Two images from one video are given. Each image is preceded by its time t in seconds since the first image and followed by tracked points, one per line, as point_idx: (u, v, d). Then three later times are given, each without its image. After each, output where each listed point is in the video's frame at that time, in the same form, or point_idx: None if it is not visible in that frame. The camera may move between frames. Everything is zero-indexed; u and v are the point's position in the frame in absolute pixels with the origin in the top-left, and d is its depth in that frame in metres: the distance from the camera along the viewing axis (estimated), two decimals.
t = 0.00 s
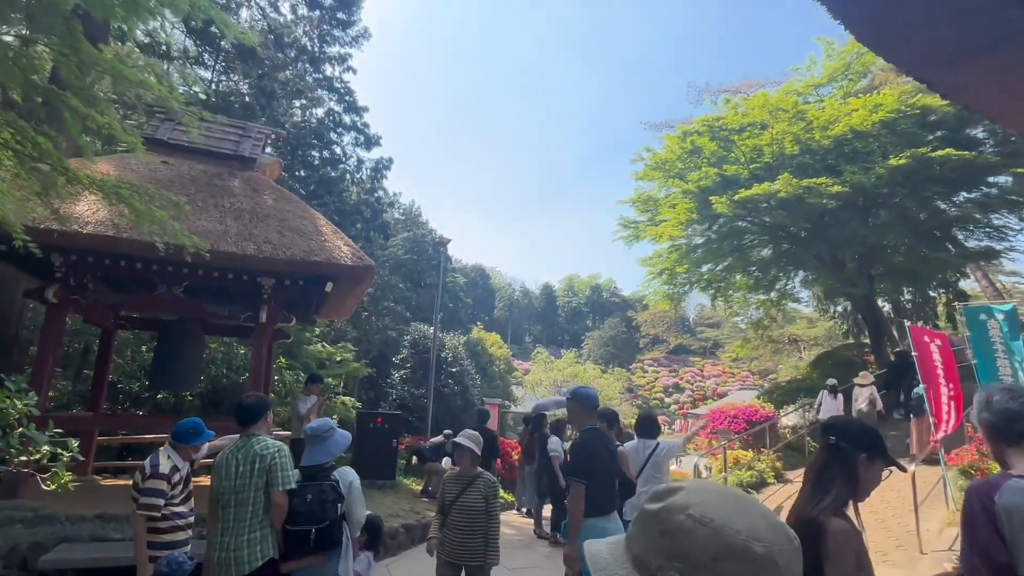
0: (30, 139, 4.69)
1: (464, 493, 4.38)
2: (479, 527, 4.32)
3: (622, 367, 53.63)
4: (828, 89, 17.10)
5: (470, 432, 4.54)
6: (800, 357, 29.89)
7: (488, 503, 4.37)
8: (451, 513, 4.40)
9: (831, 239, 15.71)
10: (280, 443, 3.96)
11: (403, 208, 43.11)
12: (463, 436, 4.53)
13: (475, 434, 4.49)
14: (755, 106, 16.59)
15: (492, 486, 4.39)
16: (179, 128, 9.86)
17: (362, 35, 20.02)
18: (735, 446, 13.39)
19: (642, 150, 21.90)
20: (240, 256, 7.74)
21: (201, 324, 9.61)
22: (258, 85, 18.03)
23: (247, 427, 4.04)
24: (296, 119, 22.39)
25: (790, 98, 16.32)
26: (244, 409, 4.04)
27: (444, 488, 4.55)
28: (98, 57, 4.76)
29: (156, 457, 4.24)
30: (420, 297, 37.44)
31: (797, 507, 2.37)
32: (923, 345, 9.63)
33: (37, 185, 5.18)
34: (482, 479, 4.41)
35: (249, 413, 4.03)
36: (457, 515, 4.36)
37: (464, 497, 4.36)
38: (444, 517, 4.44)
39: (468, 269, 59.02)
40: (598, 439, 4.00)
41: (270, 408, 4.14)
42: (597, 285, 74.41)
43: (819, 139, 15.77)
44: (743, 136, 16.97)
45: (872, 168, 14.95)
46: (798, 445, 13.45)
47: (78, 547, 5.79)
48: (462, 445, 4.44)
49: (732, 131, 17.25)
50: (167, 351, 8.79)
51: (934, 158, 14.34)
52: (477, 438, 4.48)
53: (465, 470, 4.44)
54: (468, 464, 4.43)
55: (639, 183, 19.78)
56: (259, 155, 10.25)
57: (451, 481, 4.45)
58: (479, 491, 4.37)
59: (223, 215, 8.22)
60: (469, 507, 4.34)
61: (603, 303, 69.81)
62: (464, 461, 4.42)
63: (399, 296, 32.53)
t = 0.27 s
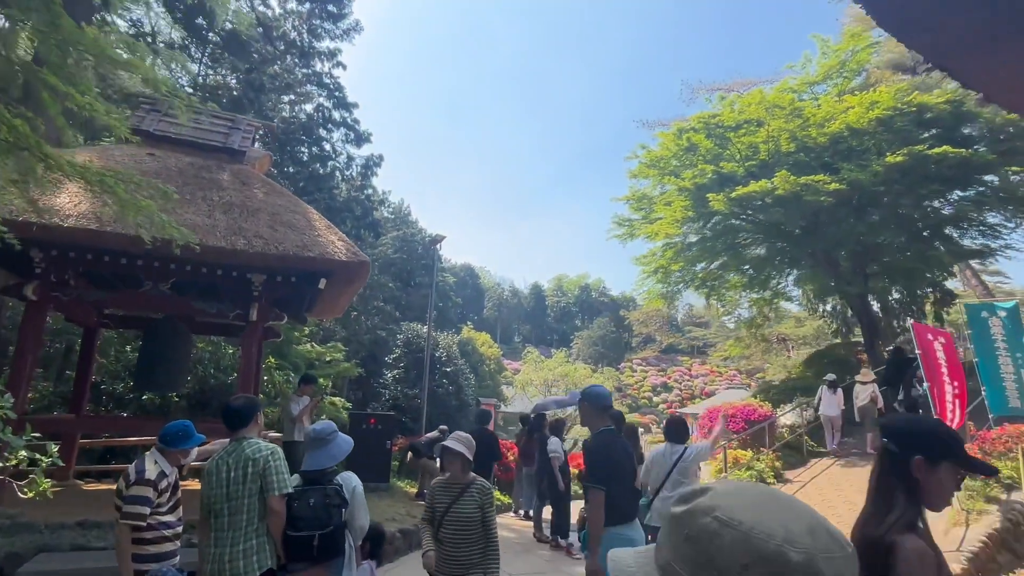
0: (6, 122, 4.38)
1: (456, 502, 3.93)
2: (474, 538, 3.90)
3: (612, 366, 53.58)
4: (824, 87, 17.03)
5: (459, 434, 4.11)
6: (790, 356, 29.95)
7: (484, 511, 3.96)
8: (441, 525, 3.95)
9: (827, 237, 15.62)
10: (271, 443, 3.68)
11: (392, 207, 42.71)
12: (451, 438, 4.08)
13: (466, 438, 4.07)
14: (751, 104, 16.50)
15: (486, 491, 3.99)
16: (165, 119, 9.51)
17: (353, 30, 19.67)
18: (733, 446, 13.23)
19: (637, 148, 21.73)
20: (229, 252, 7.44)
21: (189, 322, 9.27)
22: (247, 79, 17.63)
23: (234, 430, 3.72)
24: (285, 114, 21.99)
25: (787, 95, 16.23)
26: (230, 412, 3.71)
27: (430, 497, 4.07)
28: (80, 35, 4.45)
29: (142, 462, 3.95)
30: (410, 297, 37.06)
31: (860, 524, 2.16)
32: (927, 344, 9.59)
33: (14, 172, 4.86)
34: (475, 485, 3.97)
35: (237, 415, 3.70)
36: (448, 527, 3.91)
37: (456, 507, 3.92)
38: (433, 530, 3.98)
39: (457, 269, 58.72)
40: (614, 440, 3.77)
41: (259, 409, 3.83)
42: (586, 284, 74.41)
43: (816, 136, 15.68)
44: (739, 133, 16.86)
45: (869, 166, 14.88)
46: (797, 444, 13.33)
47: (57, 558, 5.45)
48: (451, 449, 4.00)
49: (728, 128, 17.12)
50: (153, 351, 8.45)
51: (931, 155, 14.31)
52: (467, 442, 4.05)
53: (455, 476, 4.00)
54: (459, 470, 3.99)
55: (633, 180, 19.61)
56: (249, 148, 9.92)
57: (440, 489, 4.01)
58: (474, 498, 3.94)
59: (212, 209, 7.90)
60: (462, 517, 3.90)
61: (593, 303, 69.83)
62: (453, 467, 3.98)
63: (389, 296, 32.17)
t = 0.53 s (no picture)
0: None
1: (451, 516, 3.60)
2: (469, 558, 3.55)
3: (596, 361, 53.66)
4: (814, 77, 16.94)
5: (458, 440, 3.79)
6: (774, 349, 30.13)
7: (480, 528, 3.60)
8: (435, 541, 3.61)
9: (819, 228, 15.56)
10: (267, 448, 3.37)
11: (376, 203, 42.19)
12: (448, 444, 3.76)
13: (470, 446, 3.77)
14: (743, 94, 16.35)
15: (486, 506, 3.63)
16: (143, 107, 9.05)
17: (336, 19, 19.18)
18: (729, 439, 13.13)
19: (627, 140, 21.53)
20: (213, 244, 7.08)
21: (171, 320, 8.87)
22: (227, 69, 17.07)
23: (224, 433, 3.38)
24: (266, 107, 21.44)
25: (778, 86, 16.11)
26: (220, 413, 3.37)
27: (424, 510, 3.73)
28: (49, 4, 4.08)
29: (122, 469, 3.59)
30: (395, 293, 36.62)
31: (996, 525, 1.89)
32: (927, 333, 9.46)
33: None
34: (473, 499, 3.62)
35: (230, 417, 3.37)
36: (442, 543, 3.57)
37: (452, 522, 3.58)
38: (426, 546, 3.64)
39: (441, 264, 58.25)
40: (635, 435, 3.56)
41: (253, 409, 3.50)
42: (570, 280, 74.45)
43: (808, 126, 15.58)
44: (730, 124, 16.72)
45: (861, 156, 14.82)
46: (792, 436, 13.24)
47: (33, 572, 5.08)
48: (450, 456, 3.66)
49: (719, 119, 16.96)
50: (135, 350, 8.07)
51: (923, 145, 14.31)
52: (468, 450, 3.72)
53: (453, 487, 3.66)
54: (457, 481, 3.65)
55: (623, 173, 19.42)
56: (232, 137, 9.49)
57: (436, 502, 3.66)
58: (471, 515, 3.59)
59: (194, 200, 7.51)
60: (459, 533, 3.56)
61: (576, 298, 69.84)
62: (453, 476, 3.64)
63: (373, 292, 31.70)
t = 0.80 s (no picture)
0: None
1: (449, 522, 3.28)
2: (467, 568, 3.23)
3: (581, 355, 53.76)
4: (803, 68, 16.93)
5: (461, 435, 3.43)
6: (759, 341, 30.36)
7: (482, 534, 3.27)
8: (431, 548, 3.30)
9: (809, 219, 15.55)
10: (267, 449, 3.13)
11: (360, 198, 41.67)
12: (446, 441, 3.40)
13: (473, 441, 3.39)
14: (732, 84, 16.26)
15: (487, 512, 3.31)
16: (120, 94, 8.66)
17: (319, 7, 18.73)
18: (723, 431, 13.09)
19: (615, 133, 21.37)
20: (197, 235, 6.78)
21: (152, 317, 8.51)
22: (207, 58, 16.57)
23: (220, 433, 3.13)
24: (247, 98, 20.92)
25: (768, 76, 16.05)
26: (216, 412, 3.13)
27: (420, 514, 3.41)
28: None
29: (109, 473, 3.30)
30: (379, 289, 36.21)
31: None
32: (922, 323, 9.45)
33: None
34: (474, 502, 3.30)
35: (227, 416, 3.14)
36: (438, 551, 3.26)
37: (450, 528, 3.26)
38: (420, 554, 3.31)
39: (425, 260, 57.80)
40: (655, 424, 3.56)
41: (252, 407, 3.26)
42: (554, 275, 74.41)
43: (797, 117, 15.55)
44: (720, 115, 16.63)
45: (851, 146, 14.83)
46: (785, 428, 13.22)
47: None
48: (451, 455, 3.32)
49: (709, 109, 16.87)
50: (116, 347, 7.75)
51: (912, 135, 14.36)
52: (472, 447, 3.37)
53: (453, 489, 3.33)
54: (459, 482, 3.32)
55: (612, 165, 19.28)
56: (214, 125, 9.14)
57: (433, 505, 3.34)
58: (471, 520, 3.26)
59: (176, 189, 7.18)
60: (457, 540, 3.25)
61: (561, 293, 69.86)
62: (453, 477, 3.31)
63: (358, 288, 31.28)
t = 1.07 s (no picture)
0: None
1: (438, 541, 2.92)
2: None
3: (564, 351, 53.79)
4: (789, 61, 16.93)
5: (444, 441, 3.08)
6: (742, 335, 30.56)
7: (473, 553, 2.92)
8: (416, 570, 2.94)
9: (795, 211, 15.55)
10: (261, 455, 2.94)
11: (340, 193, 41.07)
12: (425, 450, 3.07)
13: (458, 446, 3.07)
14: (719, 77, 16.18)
15: (479, 527, 2.95)
16: (92, 80, 8.25)
17: None
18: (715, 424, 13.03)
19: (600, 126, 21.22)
20: (176, 227, 6.45)
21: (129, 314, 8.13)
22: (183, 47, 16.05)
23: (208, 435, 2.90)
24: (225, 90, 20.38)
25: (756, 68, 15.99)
26: (205, 412, 2.88)
27: (403, 533, 3.05)
28: None
29: (88, 483, 3.02)
30: (361, 286, 35.73)
31: None
32: (914, 315, 9.44)
33: None
34: (464, 516, 2.96)
35: (218, 415, 2.90)
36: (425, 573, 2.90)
37: (438, 547, 2.91)
38: None
39: (407, 256, 57.32)
40: (666, 422, 3.54)
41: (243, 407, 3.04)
42: (536, 271, 74.34)
43: (784, 110, 15.54)
44: (707, 108, 16.53)
45: (838, 139, 14.87)
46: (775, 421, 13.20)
47: None
48: (434, 465, 2.98)
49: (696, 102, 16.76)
50: (91, 346, 7.38)
51: (899, 127, 14.42)
52: (457, 455, 3.03)
53: (440, 503, 2.99)
54: (445, 496, 2.99)
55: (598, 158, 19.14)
56: (193, 114, 8.76)
57: (418, 522, 2.99)
58: (461, 537, 2.91)
59: (153, 179, 6.83)
60: (445, 561, 2.89)
61: (543, 289, 69.77)
62: (439, 489, 2.97)
63: (340, 285, 30.81)
